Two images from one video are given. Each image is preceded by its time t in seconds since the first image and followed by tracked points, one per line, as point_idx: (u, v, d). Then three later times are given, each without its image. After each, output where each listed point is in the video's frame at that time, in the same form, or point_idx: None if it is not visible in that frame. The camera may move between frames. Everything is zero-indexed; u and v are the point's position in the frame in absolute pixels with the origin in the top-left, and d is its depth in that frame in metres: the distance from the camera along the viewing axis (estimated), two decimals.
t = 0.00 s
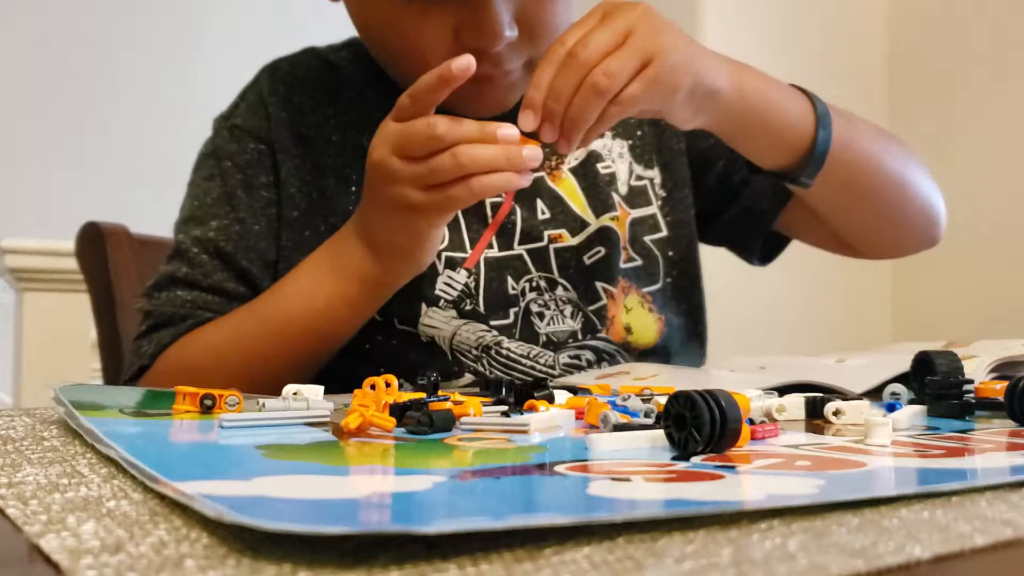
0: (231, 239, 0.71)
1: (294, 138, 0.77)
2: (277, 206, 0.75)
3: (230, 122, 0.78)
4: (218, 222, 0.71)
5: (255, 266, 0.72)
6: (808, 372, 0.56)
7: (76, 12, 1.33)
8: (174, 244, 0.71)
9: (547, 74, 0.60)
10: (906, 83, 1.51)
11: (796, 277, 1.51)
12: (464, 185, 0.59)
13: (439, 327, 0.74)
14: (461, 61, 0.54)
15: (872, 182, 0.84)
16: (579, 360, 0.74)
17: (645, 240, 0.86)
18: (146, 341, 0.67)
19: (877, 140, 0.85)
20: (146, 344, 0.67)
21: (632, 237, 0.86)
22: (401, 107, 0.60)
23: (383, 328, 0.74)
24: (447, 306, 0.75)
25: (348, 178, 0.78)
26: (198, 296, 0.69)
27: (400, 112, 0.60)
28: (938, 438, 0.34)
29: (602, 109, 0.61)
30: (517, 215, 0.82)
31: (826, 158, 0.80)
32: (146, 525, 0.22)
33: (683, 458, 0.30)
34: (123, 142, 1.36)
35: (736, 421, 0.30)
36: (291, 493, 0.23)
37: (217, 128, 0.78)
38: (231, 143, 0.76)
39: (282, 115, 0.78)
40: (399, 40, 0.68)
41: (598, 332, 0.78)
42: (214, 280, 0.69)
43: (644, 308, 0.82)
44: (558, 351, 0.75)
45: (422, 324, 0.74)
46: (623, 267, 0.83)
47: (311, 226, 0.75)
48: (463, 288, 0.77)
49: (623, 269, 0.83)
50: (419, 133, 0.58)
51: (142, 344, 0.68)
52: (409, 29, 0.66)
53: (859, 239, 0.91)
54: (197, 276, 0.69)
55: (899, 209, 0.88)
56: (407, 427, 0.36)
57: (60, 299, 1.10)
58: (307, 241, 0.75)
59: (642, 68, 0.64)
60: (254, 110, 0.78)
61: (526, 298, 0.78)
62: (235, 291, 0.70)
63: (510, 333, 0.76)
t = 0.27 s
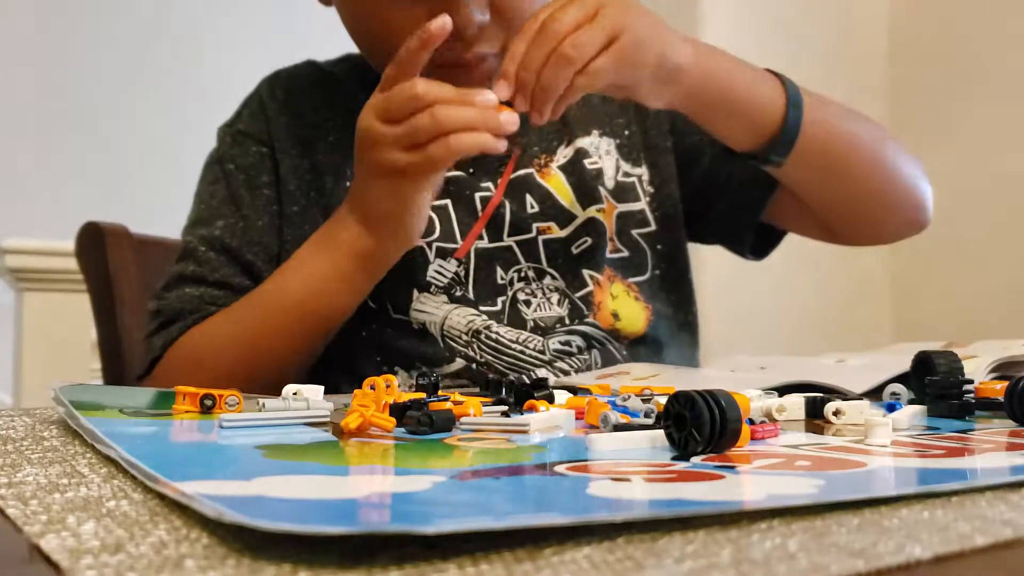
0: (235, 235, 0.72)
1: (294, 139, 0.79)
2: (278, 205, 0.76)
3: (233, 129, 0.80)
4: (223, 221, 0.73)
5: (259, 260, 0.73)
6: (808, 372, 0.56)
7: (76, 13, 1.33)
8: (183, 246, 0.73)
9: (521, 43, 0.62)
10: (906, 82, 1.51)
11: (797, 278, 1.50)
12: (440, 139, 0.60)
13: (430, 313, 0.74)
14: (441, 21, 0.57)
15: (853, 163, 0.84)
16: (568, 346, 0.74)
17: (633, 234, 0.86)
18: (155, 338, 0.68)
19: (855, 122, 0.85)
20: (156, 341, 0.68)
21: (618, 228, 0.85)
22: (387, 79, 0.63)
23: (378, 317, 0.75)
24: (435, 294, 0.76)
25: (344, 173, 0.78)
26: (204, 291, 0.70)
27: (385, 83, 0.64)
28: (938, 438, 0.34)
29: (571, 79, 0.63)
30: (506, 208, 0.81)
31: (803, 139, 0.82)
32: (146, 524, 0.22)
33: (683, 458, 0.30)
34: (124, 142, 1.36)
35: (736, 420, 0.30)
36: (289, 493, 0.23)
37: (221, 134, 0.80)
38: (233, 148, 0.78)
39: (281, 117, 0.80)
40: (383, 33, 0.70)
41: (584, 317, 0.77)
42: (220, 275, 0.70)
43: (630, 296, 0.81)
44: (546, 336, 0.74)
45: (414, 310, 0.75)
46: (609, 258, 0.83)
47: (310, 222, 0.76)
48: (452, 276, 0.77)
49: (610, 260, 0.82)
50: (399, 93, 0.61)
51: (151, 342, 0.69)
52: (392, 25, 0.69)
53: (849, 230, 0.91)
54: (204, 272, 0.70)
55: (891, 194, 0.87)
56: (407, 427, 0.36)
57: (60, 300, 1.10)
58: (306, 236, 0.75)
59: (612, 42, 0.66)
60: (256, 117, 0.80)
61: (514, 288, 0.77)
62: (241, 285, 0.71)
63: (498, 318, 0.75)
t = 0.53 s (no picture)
0: (238, 225, 0.75)
1: (294, 138, 0.80)
2: (279, 198, 0.78)
3: (234, 129, 0.81)
4: (226, 214, 0.75)
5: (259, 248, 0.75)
6: (808, 372, 0.56)
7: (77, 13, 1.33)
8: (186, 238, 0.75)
9: (509, 14, 0.65)
10: (907, 82, 1.51)
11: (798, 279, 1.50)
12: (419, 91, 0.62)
13: (415, 300, 0.75)
14: None
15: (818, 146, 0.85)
16: (554, 336, 0.73)
17: (618, 231, 0.85)
18: (158, 324, 0.70)
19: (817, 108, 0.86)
20: (159, 327, 0.70)
21: (602, 225, 0.84)
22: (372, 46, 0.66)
23: (371, 307, 0.76)
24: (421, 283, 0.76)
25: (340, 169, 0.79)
26: (207, 279, 0.72)
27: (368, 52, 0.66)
28: (939, 438, 0.34)
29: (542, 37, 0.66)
30: (494, 203, 0.81)
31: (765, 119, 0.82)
32: (147, 524, 0.22)
33: (683, 458, 0.30)
34: (125, 141, 1.36)
35: (736, 421, 0.30)
36: (290, 493, 0.23)
37: (223, 136, 0.82)
38: (234, 146, 0.80)
39: (281, 118, 0.81)
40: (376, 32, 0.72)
41: (566, 307, 0.76)
42: (223, 262, 0.73)
43: (612, 288, 0.80)
44: (530, 325, 0.73)
45: (399, 298, 0.75)
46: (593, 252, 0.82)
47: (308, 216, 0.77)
48: (439, 268, 0.77)
49: (593, 254, 0.82)
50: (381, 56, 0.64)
51: (154, 328, 0.70)
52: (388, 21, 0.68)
53: (830, 227, 0.90)
54: (208, 260, 0.72)
55: (865, 181, 0.87)
56: (407, 427, 0.36)
57: (60, 300, 1.10)
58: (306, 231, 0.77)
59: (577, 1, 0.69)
60: (257, 117, 0.82)
61: (498, 283, 0.77)
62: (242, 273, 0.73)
63: (483, 309, 0.74)
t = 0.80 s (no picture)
0: (246, 223, 0.76)
1: (295, 138, 0.81)
2: (284, 196, 0.79)
3: (235, 132, 0.81)
4: (232, 214, 0.76)
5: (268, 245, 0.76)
6: (808, 372, 0.56)
7: (77, 14, 1.33)
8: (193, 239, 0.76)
9: None
10: (906, 81, 1.51)
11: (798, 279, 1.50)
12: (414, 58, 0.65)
13: (414, 295, 0.74)
14: None
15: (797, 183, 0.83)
16: (551, 331, 0.74)
17: (616, 231, 0.85)
18: (171, 325, 0.71)
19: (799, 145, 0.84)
20: (172, 328, 0.71)
21: (599, 225, 0.84)
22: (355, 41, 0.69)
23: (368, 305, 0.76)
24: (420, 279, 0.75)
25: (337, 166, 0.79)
26: (217, 278, 0.73)
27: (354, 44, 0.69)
28: (939, 438, 0.34)
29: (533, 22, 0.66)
30: (490, 203, 0.81)
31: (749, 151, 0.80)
32: (147, 524, 0.22)
33: (682, 458, 0.30)
34: (124, 141, 1.36)
35: (735, 421, 0.30)
36: (290, 493, 0.23)
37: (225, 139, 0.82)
38: (236, 148, 0.80)
39: (281, 119, 0.81)
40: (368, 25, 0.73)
41: (564, 303, 0.77)
42: (232, 260, 0.74)
43: (611, 284, 0.80)
44: (528, 321, 0.74)
45: (398, 294, 0.74)
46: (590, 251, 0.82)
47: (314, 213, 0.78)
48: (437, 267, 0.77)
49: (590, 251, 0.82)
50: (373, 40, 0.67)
51: (167, 329, 0.71)
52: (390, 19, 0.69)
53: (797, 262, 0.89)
54: (218, 260, 0.73)
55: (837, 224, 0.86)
56: (407, 427, 0.36)
57: (61, 300, 1.10)
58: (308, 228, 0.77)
59: None
60: (256, 120, 0.82)
61: (496, 280, 0.77)
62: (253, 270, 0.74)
63: (481, 305, 0.75)
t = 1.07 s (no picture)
0: (259, 231, 0.74)
1: (297, 141, 0.81)
2: (290, 202, 0.78)
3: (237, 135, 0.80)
4: (243, 222, 0.75)
5: (282, 253, 0.75)
6: (805, 372, 0.56)
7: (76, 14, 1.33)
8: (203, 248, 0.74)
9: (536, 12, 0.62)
10: (905, 81, 1.52)
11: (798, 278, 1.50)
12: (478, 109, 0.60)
13: (423, 299, 0.74)
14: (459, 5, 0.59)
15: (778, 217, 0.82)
16: (560, 330, 0.74)
17: (621, 231, 0.85)
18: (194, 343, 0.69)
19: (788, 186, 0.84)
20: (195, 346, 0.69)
21: (604, 226, 0.84)
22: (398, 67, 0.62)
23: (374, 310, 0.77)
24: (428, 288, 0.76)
25: (341, 169, 0.80)
26: (237, 292, 0.71)
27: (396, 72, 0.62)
28: (934, 436, 0.35)
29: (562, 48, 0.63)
30: (495, 205, 0.81)
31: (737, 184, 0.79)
32: (152, 521, 0.23)
33: (680, 456, 0.30)
34: (124, 141, 1.36)
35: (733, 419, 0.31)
36: (293, 491, 0.23)
37: (226, 143, 0.81)
38: (240, 152, 0.79)
39: (284, 122, 0.82)
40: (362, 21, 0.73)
41: (572, 302, 0.77)
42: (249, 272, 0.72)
43: (619, 284, 0.80)
44: (536, 321, 0.74)
45: (405, 299, 0.74)
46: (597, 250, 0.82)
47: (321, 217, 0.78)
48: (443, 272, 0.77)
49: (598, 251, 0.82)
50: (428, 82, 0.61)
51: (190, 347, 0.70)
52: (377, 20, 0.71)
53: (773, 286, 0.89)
54: (234, 272, 0.72)
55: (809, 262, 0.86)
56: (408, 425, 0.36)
57: (62, 300, 1.11)
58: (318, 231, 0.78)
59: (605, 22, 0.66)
60: (257, 122, 0.82)
61: (502, 282, 0.77)
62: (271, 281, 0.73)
63: (488, 306, 0.75)
